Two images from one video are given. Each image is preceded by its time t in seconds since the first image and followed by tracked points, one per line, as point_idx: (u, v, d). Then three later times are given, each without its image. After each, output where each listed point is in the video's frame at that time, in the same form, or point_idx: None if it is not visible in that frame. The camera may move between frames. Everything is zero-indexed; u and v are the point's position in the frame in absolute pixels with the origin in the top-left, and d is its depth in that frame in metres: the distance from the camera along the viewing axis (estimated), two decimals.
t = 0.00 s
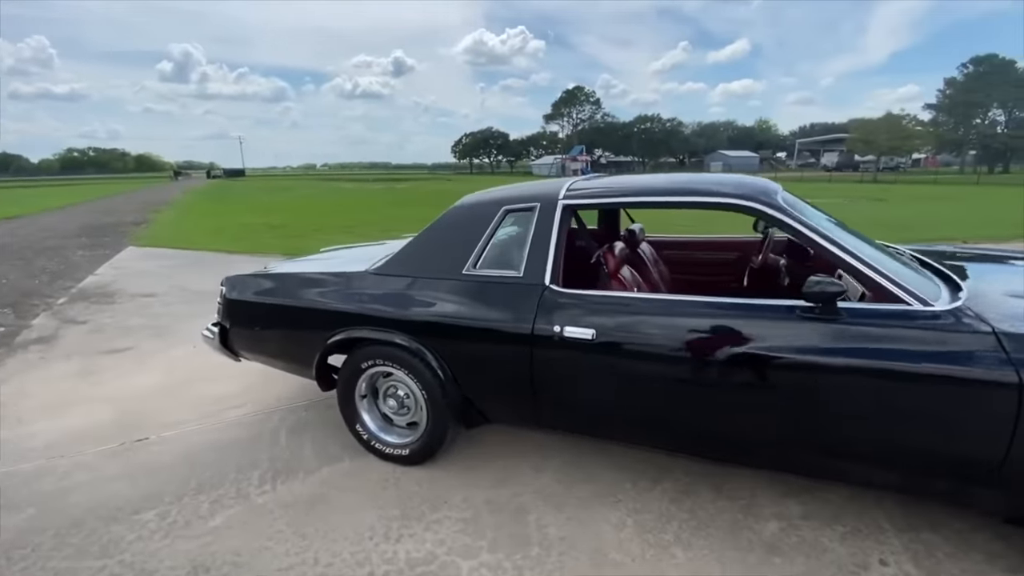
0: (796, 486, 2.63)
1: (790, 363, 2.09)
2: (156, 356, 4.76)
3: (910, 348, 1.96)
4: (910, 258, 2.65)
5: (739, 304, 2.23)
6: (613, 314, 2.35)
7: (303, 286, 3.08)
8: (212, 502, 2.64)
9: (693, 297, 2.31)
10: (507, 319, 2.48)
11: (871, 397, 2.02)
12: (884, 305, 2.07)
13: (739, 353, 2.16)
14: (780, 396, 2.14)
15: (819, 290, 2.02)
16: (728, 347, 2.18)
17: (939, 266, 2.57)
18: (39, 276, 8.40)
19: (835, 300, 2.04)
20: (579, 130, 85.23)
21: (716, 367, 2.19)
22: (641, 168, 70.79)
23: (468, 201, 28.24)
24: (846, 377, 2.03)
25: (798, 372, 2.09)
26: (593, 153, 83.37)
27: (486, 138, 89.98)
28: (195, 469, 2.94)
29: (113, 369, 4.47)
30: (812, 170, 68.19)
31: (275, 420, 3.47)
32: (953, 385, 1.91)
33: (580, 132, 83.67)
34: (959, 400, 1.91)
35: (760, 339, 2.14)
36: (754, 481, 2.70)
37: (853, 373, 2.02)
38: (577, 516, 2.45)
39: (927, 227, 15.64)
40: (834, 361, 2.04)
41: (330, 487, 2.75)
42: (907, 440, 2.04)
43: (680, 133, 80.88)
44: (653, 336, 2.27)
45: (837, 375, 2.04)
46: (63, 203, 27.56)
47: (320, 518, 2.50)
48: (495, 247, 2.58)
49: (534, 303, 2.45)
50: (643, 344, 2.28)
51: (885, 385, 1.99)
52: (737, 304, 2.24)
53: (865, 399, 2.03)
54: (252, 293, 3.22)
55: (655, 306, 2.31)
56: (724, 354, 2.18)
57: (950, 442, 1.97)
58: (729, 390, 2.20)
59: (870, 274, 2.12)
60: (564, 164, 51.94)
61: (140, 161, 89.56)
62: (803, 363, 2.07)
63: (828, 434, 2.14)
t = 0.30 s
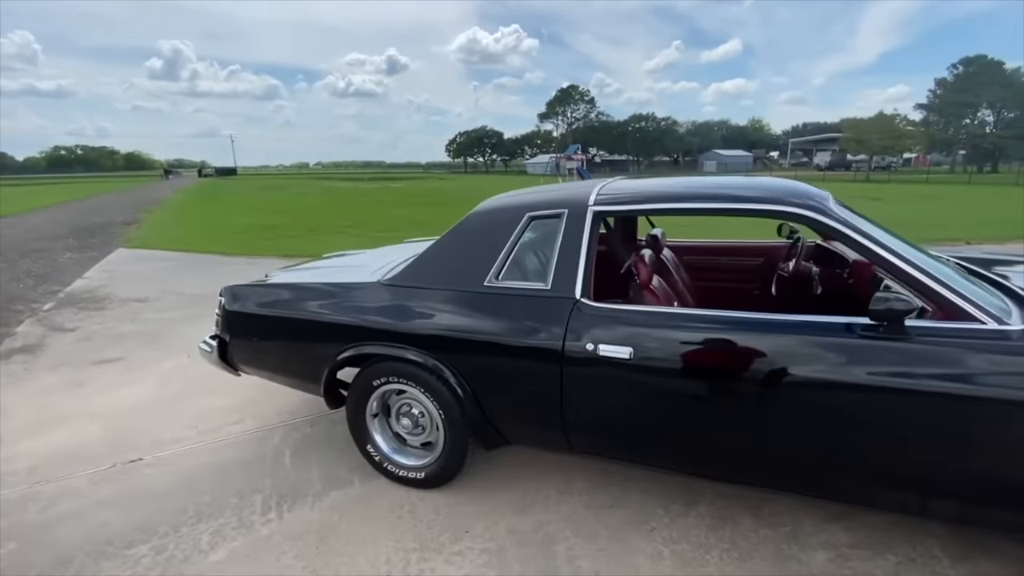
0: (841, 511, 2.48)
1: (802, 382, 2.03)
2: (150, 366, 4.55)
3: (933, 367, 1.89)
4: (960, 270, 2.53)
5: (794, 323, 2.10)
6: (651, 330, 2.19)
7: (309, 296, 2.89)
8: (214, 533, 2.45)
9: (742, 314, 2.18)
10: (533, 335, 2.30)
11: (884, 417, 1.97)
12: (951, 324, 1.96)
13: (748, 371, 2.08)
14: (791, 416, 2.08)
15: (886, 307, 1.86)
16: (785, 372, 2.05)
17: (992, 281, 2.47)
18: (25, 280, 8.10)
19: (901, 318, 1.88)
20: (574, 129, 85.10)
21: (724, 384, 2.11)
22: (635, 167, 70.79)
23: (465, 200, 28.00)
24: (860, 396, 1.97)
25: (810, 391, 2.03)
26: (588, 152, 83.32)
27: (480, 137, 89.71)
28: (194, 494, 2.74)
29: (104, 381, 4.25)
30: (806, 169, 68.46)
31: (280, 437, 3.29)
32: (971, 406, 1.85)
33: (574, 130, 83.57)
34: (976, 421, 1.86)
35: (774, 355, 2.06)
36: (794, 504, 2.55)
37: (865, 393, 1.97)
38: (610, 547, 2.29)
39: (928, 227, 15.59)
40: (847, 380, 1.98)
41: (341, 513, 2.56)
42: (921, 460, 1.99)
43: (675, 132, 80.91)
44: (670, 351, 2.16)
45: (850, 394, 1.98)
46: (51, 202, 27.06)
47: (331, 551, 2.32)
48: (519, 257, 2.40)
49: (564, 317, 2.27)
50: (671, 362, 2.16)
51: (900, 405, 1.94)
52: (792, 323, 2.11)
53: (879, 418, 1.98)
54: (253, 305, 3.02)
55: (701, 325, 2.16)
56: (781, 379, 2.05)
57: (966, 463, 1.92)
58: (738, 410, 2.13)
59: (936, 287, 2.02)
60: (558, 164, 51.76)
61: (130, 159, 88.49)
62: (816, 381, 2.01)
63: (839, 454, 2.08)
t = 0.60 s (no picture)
0: (883, 521, 2.38)
1: (804, 381, 1.97)
2: (150, 371, 4.39)
3: (951, 370, 1.84)
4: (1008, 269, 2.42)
5: (845, 327, 1.99)
6: (695, 334, 2.07)
7: (322, 300, 2.75)
8: (225, 550, 2.31)
9: (787, 317, 2.06)
10: (567, 341, 2.17)
11: (886, 420, 1.92)
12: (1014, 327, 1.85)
13: (785, 376, 1.99)
14: (792, 418, 2.02)
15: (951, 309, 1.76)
16: (831, 377, 1.94)
17: None
18: (16, 282, 7.89)
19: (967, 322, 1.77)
20: (569, 128, 85.07)
21: (759, 390, 2.02)
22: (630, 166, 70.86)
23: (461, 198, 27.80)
24: (902, 402, 1.89)
25: (833, 395, 1.95)
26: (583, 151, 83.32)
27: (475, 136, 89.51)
28: (202, 508, 2.60)
29: (102, 387, 4.10)
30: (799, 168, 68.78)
31: (290, 446, 3.15)
32: (977, 406, 1.81)
33: (569, 130, 83.52)
34: None
35: (814, 359, 1.96)
36: (833, 513, 2.45)
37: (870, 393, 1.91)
38: (647, 562, 2.17)
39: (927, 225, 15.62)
40: (857, 382, 1.92)
41: (359, 527, 2.44)
42: (946, 465, 1.92)
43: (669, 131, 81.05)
44: (713, 357, 2.04)
45: (893, 399, 1.89)
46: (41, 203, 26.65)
47: (352, 568, 2.19)
48: (548, 258, 2.29)
49: (601, 322, 2.15)
50: (714, 369, 2.04)
51: (903, 405, 1.90)
52: (847, 328, 1.99)
53: (902, 422, 1.91)
54: (262, 308, 2.88)
55: (749, 329, 2.05)
56: (828, 386, 1.95)
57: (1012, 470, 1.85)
58: (736, 411, 2.07)
59: (999, 287, 1.91)
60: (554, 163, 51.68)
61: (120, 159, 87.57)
62: (856, 386, 1.92)
63: (841, 458, 2.02)
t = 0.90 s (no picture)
0: (925, 522, 2.34)
1: (809, 380, 1.95)
2: (158, 372, 4.30)
3: (1000, 370, 1.79)
4: None
5: (899, 325, 1.93)
6: (744, 331, 2.01)
7: (347, 299, 2.67)
8: (254, 557, 2.24)
9: (837, 316, 2.01)
10: (608, 341, 2.12)
11: (908, 417, 1.89)
12: None
13: (839, 377, 1.93)
14: (804, 415, 1.99)
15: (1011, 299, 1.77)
16: (887, 377, 1.88)
17: None
18: (12, 282, 7.74)
19: None
20: (565, 128, 85.06)
21: (812, 391, 1.96)
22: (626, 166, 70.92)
23: (459, 197, 27.71)
24: (964, 404, 1.82)
25: (889, 396, 1.89)
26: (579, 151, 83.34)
27: (471, 136, 89.32)
28: (225, 514, 2.53)
29: (111, 389, 4.00)
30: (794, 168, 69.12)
31: (310, 449, 3.08)
32: (1001, 406, 1.79)
33: (565, 129, 83.51)
34: None
35: (869, 359, 1.90)
36: (873, 514, 2.41)
37: (918, 395, 1.86)
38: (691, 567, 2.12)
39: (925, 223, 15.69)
40: (868, 380, 1.90)
41: (391, 532, 2.37)
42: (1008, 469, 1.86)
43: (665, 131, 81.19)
44: (763, 358, 1.98)
45: (954, 401, 1.83)
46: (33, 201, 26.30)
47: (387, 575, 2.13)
48: (587, 255, 2.23)
49: (646, 321, 2.09)
50: (764, 369, 1.98)
51: (964, 408, 1.83)
52: (902, 326, 1.93)
53: (964, 425, 1.85)
54: (285, 308, 2.80)
55: (798, 326, 1.99)
56: (884, 387, 1.89)
57: None
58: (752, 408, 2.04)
59: None
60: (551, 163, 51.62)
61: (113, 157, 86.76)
62: (915, 387, 1.86)
63: (873, 458, 1.98)
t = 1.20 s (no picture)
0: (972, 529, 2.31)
1: (812, 380, 1.94)
2: (172, 376, 4.22)
3: None
4: None
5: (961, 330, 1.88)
6: (799, 337, 1.96)
7: (380, 302, 2.61)
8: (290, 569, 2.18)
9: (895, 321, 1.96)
10: (657, 346, 2.07)
11: (920, 419, 1.88)
12: None
13: (900, 385, 1.88)
14: (829, 419, 1.97)
15: None
16: (951, 385, 1.83)
17: None
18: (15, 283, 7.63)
19: None
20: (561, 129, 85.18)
21: (871, 399, 1.91)
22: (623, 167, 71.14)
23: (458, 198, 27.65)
24: None
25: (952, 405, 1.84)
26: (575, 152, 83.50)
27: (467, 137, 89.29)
28: (256, 523, 2.46)
29: (125, 394, 3.92)
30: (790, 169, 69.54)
31: (336, 455, 3.02)
32: None
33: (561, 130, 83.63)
34: None
35: (932, 366, 1.85)
36: (918, 521, 2.37)
37: (985, 402, 1.81)
38: None
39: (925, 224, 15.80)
40: (868, 380, 1.90)
41: (429, 542, 2.31)
42: None
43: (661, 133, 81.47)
44: (819, 364, 1.93)
45: None
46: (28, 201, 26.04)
47: None
48: (633, 259, 2.19)
49: (696, 326, 2.05)
50: (821, 376, 1.94)
51: None
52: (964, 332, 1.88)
53: None
54: (314, 311, 2.75)
55: (855, 331, 1.95)
56: (948, 395, 1.84)
57: None
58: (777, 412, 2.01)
59: None
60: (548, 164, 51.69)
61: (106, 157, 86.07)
62: (981, 395, 1.81)
63: (932, 467, 1.94)
